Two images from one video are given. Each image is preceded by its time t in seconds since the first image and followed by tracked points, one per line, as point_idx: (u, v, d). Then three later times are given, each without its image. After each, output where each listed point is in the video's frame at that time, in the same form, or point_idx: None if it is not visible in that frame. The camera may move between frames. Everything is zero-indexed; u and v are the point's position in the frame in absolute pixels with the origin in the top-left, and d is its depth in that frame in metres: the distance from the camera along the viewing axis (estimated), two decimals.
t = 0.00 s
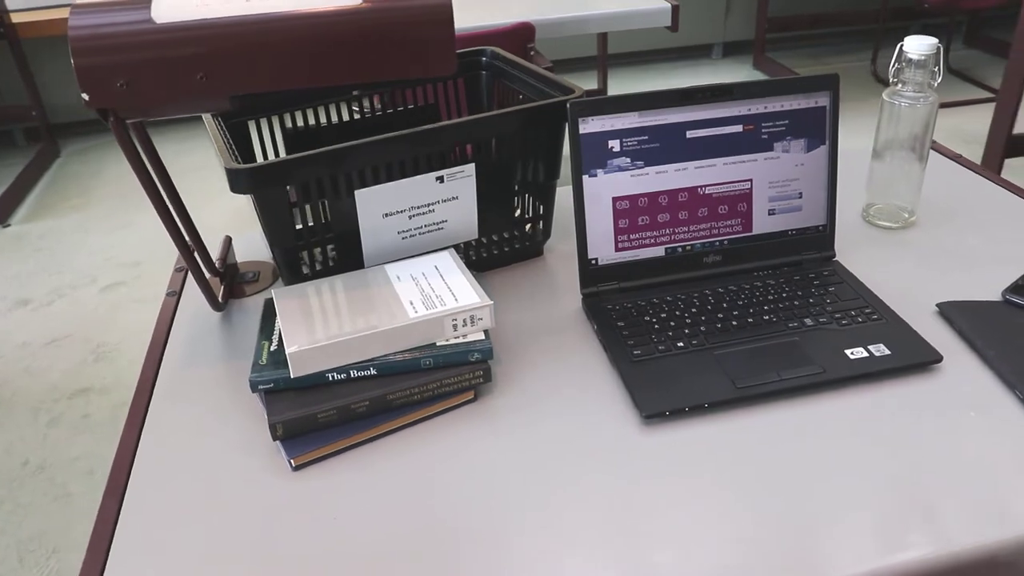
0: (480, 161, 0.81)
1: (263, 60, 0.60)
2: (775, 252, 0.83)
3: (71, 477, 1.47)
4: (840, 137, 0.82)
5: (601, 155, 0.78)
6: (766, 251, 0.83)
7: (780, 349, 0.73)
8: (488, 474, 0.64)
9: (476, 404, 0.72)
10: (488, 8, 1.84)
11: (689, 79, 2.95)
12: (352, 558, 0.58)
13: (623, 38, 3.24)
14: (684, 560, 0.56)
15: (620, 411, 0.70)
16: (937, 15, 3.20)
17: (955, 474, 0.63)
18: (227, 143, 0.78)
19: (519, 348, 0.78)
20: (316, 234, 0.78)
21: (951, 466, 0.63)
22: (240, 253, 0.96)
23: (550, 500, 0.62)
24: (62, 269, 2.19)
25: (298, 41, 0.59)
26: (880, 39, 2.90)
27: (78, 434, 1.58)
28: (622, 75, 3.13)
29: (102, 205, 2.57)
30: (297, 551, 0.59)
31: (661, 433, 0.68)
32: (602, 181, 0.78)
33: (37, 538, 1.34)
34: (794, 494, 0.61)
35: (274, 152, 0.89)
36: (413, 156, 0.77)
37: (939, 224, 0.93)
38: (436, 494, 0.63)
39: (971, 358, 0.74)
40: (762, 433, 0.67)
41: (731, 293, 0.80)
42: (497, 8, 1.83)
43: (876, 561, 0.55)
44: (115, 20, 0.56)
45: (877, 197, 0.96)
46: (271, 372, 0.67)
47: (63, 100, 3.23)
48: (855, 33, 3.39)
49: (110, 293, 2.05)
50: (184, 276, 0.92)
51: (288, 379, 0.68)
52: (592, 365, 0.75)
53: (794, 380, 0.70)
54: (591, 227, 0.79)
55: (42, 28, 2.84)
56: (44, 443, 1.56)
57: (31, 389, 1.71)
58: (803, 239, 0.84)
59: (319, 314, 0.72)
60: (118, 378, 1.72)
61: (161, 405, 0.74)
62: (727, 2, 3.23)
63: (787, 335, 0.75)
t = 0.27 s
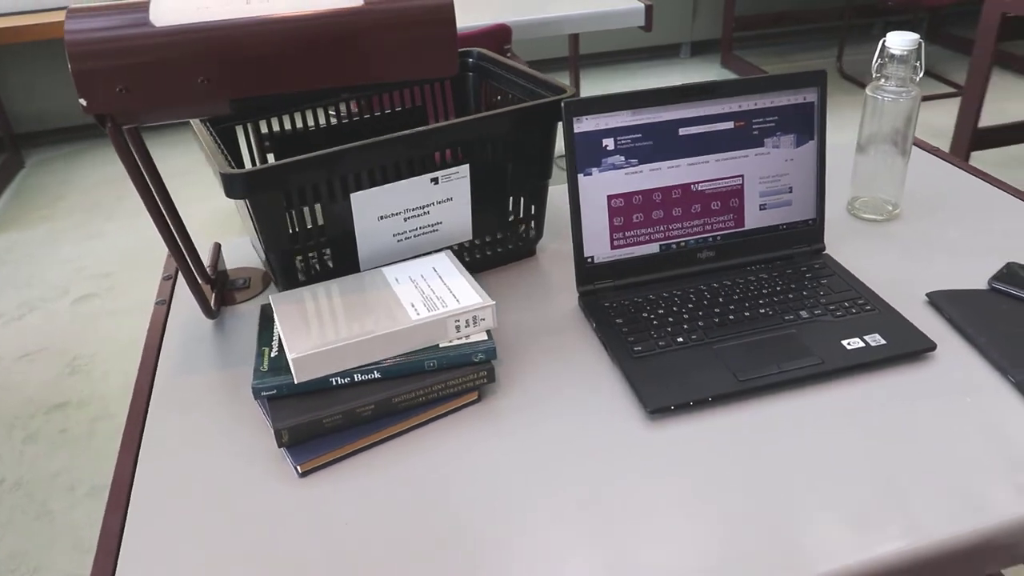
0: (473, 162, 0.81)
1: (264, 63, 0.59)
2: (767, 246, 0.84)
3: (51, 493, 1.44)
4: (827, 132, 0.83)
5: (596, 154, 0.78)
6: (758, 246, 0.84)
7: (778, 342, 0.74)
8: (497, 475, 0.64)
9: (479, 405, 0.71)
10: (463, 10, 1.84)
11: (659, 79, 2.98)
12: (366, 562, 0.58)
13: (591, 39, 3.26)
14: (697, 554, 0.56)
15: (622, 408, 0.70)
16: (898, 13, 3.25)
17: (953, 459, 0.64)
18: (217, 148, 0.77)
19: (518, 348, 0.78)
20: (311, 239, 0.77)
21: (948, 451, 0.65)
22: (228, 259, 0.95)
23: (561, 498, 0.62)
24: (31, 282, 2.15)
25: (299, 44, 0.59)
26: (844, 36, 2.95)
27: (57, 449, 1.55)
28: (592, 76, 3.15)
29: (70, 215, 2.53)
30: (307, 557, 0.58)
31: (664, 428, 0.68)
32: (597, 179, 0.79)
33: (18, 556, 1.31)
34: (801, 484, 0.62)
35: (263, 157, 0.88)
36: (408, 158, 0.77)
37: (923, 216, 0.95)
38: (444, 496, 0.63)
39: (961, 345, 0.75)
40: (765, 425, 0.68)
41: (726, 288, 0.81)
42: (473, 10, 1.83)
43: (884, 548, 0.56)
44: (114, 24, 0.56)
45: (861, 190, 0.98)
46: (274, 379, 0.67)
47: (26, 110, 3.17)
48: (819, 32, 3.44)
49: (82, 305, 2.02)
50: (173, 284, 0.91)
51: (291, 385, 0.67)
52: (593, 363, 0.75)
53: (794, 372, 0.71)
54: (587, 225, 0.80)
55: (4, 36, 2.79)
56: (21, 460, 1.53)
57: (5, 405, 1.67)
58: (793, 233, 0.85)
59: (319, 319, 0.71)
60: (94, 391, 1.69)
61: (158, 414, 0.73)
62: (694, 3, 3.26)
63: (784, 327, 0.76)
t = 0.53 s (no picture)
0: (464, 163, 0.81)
1: (262, 66, 0.59)
2: (755, 240, 0.86)
3: (30, 510, 1.42)
4: (811, 126, 0.85)
5: (587, 152, 0.79)
6: (747, 240, 0.85)
7: (772, 333, 0.75)
8: (503, 474, 0.64)
9: (480, 405, 0.72)
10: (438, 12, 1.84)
11: (628, 79, 3.00)
12: (377, 565, 0.57)
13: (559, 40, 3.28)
14: (706, 546, 0.57)
15: (622, 404, 0.71)
16: (860, 11, 3.31)
17: (947, 444, 0.65)
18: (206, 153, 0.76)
19: (515, 348, 0.79)
20: (304, 243, 0.77)
21: (942, 437, 0.66)
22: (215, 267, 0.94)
23: (569, 495, 0.62)
24: None
25: (297, 45, 0.59)
26: (808, 35, 2.99)
27: (34, 466, 1.52)
28: (561, 78, 3.16)
29: (35, 227, 2.48)
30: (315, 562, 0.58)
31: (664, 423, 0.69)
32: (588, 178, 0.79)
33: None
34: (803, 473, 0.63)
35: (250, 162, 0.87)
36: (400, 160, 0.77)
37: (903, 208, 0.97)
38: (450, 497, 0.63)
39: (949, 333, 0.77)
40: (765, 416, 0.69)
41: (717, 282, 0.82)
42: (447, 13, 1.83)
43: (887, 533, 0.58)
44: (111, 28, 0.55)
45: (842, 183, 0.99)
46: (274, 384, 0.66)
47: None
48: (782, 31, 3.49)
49: (52, 318, 1.98)
50: (160, 293, 0.89)
51: (293, 390, 0.66)
52: (590, 360, 0.76)
53: (790, 362, 0.72)
54: (579, 223, 0.80)
55: None
56: None
57: None
58: (781, 226, 0.86)
59: (317, 323, 0.71)
60: (70, 406, 1.66)
61: (154, 424, 0.72)
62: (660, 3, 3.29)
63: (777, 319, 0.77)
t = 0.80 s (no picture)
0: (454, 163, 0.81)
1: (258, 67, 0.59)
2: (743, 235, 0.87)
3: (11, 525, 1.39)
4: (795, 121, 0.86)
5: (577, 150, 0.79)
6: (735, 235, 0.86)
7: (765, 326, 0.76)
8: (506, 472, 0.65)
9: (478, 404, 0.72)
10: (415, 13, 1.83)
11: (601, 79, 3.02)
12: (385, 565, 0.57)
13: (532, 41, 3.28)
14: (710, 538, 0.58)
15: (619, 400, 0.71)
16: (827, 9, 3.36)
17: (938, 431, 0.67)
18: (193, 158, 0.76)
19: (511, 347, 0.79)
20: (296, 246, 0.77)
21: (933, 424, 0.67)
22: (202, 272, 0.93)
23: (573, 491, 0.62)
24: None
25: (294, 46, 0.58)
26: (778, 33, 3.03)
27: (13, 479, 1.49)
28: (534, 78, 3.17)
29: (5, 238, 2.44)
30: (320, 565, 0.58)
31: (661, 418, 0.70)
32: (579, 176, 0.80)
33: None
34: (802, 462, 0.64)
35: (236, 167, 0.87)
36: (391, 161, 0.76)
37: (885, 200, 0.98)
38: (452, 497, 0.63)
39: (936, 321, 0.78)
40: (761, 408, 0.70)
41: (707, 277, 0.83)
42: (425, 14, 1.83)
43: (885, 520, 0.59)
44: (105, 30, 0.54)
45: (825, 178, 1.01)
46: (273, 388, 0.66)
47: None
48: (751, 29, 3.52)
49: (25, 329, 1.95)
50: (147, 299, 0.89)
51: (291, 393, 0.66)
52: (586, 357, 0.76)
53: (783, 354, 0.73)
54: (570, 221, 0.81)
55: None
56: None
57: None
58: (768, 221, 0.87)
59: (313, 326, 0.71)
60: (48, 418, 1.64)
61: (148, 431, 0.71)
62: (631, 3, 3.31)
63: (768, 312, 0.78)
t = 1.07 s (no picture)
0: (446, 164, 0.82)
1: (255, 68, 0.58)
2: (732, 231, 0.88)
3: None
4: (781, 117, 0.87)
5: (568, 149, 0.79)
6: (724, 230, 0.87)
7: (758, 319, 0.77)
8: (510, 471, 0.65)
9: (477, 403, 0.72)
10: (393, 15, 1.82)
11: (577, 80, 3.02)
12: (394, 567, 0.57)
13: (507, 43, 3.28)
14: (713, 530, 0.59)
15: (616, 397, 0.72)
16: (798, 7, 3.39)
17: (931, 419, 0.68)
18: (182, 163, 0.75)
19: (507, 346, 0.79)
20: (289, 250, 0.76)
21: (927, 412, 0.69)
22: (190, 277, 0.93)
23: (577, 489, 0.63)
24: None
25: (291, 46, 0.58)
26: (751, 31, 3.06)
27: None
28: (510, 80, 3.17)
29: None
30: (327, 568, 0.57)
31: (658, 413, 0.70)
32: (570, 175, 0.80)
33: None
34: (801, 454, 0.65)
35: (224, 171, 0.86)
36: (383, 163, 0.76)
37: (868, 194, 1.00)
38: (456, 496, 0.63)
39: (924, 312, 0.80)
40: (759, 401, 0.71)
41: (699, 273, 0.84)
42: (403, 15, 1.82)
43: (883, 508, 0.60)
44: (101, 33, 0.54)
45: (809, 173, 1.02)
46: (272, 392, 0.66)
47: None
48: (724, 28, 3.55)
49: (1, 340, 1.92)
50: (136, 306, 0.88)
51: (291, 396, 0.66)
52: (582, 355, 0.77)
53: (777, 347, 0.74)
54: (562, 220, 0.81)
55: None
56: None
57: None
58: (755, 216, 0.89)
59: (310, 328, 0.70)
60: (28, 429, 1.61)
61: (144, 438, 0.71)
62: (605, 3, 3.32)
63: (760, 306, 0.79)
